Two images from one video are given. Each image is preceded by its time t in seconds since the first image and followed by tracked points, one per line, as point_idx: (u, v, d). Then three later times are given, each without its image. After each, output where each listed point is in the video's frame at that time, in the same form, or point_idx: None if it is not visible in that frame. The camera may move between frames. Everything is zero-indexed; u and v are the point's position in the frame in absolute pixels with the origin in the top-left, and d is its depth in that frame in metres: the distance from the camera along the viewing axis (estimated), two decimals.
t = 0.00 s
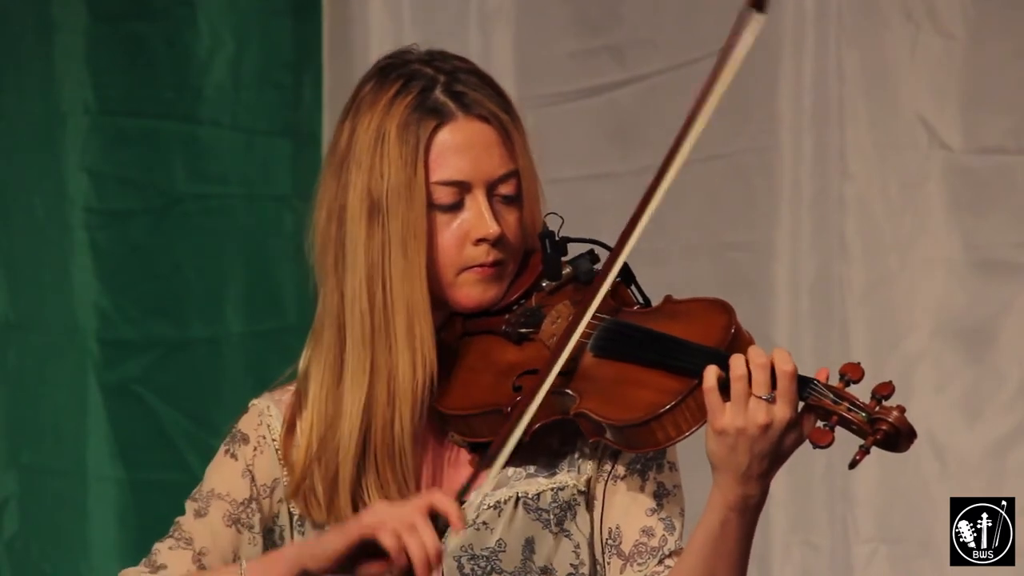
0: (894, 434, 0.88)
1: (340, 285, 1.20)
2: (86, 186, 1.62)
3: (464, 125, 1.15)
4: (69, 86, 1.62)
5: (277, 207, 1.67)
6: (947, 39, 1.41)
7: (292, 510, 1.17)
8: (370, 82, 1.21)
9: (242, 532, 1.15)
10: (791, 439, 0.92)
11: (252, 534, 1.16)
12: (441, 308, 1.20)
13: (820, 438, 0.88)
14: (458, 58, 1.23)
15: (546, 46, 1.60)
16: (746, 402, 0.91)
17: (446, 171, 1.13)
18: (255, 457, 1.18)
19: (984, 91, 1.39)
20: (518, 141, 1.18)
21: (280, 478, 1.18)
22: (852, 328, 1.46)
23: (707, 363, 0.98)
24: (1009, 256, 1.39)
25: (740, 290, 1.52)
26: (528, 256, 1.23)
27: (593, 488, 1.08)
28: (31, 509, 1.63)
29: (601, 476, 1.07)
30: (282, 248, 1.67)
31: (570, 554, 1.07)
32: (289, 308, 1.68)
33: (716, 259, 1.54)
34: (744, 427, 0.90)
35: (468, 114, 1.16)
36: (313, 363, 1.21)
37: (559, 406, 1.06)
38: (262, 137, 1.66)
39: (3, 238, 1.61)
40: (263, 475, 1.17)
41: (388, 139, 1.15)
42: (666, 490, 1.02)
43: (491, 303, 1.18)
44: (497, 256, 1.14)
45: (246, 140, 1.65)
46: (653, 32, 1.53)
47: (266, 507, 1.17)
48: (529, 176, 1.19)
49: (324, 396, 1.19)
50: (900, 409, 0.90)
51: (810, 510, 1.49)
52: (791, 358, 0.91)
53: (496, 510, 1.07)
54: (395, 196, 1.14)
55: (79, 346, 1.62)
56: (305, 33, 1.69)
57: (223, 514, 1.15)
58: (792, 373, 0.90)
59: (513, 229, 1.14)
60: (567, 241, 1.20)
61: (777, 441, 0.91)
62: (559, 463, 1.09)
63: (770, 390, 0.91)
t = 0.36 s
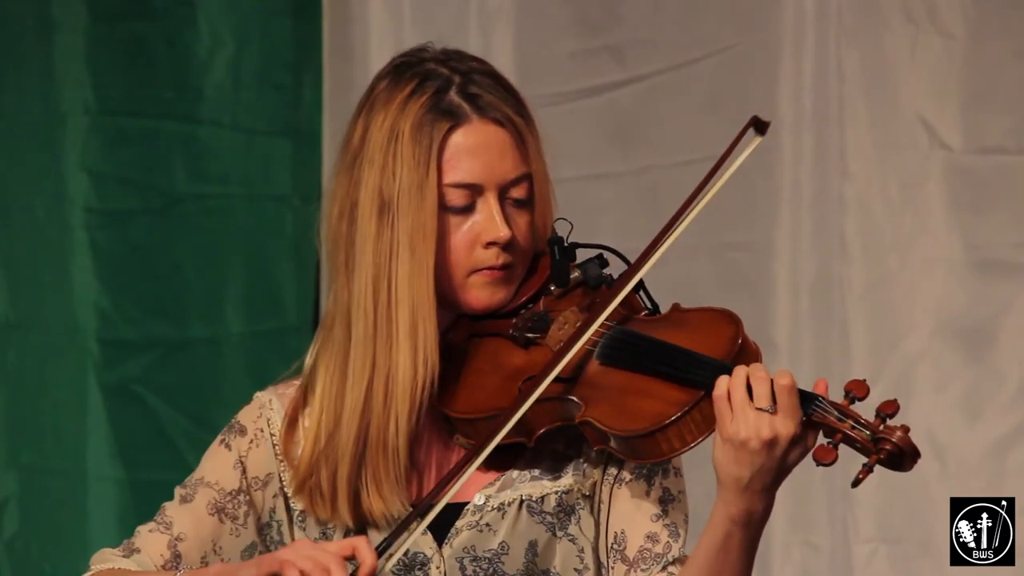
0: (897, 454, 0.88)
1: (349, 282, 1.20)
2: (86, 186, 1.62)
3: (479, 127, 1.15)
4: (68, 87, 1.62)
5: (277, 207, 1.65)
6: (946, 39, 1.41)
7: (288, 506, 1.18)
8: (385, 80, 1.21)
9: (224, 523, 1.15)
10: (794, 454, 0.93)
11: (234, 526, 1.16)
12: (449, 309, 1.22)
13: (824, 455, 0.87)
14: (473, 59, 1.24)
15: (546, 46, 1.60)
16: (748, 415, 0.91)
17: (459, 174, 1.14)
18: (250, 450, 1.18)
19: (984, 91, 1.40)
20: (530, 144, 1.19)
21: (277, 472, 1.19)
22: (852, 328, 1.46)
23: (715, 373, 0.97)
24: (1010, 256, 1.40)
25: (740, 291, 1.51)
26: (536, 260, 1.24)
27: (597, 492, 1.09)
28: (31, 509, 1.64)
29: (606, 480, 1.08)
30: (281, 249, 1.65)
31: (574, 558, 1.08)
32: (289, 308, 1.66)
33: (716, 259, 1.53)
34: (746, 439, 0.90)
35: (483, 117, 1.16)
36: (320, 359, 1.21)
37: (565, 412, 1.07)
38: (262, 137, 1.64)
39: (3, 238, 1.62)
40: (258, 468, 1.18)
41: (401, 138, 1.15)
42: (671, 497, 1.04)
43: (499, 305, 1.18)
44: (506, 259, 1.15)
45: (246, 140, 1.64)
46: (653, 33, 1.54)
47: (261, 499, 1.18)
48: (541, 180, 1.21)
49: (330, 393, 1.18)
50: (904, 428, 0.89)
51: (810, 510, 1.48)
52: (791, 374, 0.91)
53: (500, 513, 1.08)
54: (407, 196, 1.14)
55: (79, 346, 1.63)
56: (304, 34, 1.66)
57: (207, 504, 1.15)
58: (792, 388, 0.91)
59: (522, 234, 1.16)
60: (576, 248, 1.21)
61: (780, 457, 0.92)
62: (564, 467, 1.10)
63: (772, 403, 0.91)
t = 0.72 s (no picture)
0: (909, 438, 0.87)
1: (355, 279, 1.20)
2: (86, 185, 1.63)
3: (484, 124, 1.15)
4: (68, 88, 1.63)
5: (277, 207, 1.63)
6: (947, 39, 1.42)
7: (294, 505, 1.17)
8: (391, 78, 1.22)
9: (240, 527, 1.14)
10: (806, 442, 0.93)
11: (251, 529, 1.14)
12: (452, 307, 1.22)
13: (833, 441, 0.88)
14: (479, 57, 1.24)
15: (546, 46, 1.59)
16: (759, 408, 0.91)
17: (464, 170, 1.14)
18: (258, 451, 1.17)
19: (984, 91, 1.40)
20: (536, 141, 1.19)
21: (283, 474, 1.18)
22: (852, 328, 1.46)
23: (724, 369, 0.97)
24: (1009, 256, 1.40)
25: (740, 291, 1.50)
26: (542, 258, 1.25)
27: (601, 490, 1.08)
28: (31, 509, 1.64)
29: (609, 478, 1.08)
30: (281, 249, 1.63)
31: (576, 554, 1.08)
32: (289, 308, 1.64)
33: (714, 258, 1.52)
34: (758, 433, 0.91)
35: (489, 114, 1.16)
36: (325, 356, 1.21)
37: (570, 405, 1.07)
38: (262, 137, 1.63)
39: (3, 238, 1.64)
40: (264, 470, 1.17)
41: (407, 135, 1.16)
42: (675, 494, 1.03)
43: (501, 305, 1.19)
44: (511, 256, 1.15)
45: (246, 140, 1.63)
46: (653, 33, 1.54)
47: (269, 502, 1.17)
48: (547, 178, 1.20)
49: (337, 388, 1.19)
50: (915, 412, 0.88)
51: (810, 510, 1.48)
52: (803, 363, 0.90)
53: (502, 509, 1.08)
54: (412, 193, 1.15)
55: (79, 346, 1.63)
56: (305, 34, 1.64)
57: (223, 508, 1.14)
58: (806, 377, 0.90)
59: (528, 230, 1.16)
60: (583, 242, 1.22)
61: (793, 445, 0.92)
62: (568, 464, 1.10)
63: (783, 396, 0.91)
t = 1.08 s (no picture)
0: (935, 404, 0.87)
1: (375, 273, 1.19)
2: (86, 185, 1.63)
3: (505, 116, 1.14)
4: (68, 88, 1.64)
5: (277, 207, 1.63)
6: (947, 39, 1.42)
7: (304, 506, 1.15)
8: (414, 71, 1.20)
9: (248, 539, 1.15)
10: (837, 413, 0.92)
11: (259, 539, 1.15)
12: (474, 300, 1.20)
13: (858, 406, 0.87)
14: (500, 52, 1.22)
15: (546, 46, 1.59)
16: (791, 383, 0.90)
17: (484, 160, 1.13)
18: (267, 458, 1.17)
19: (984, 91, 1.40)
20: (557, 134, 1.18)
21: (292, 477, 1.16)
22: (852, 329, 1.46)
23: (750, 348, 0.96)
24: (1009, 256, 1.40)
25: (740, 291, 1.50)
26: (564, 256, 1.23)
27: (614, 487, 1.06)
28: (31, 509, 1.64)
29: (625, 476, 1.06)
30: (281, 249, 1.63)
31: (584, 547, 1.05)
32: (289, 308, 1.63)
33: (715, 259, 1.52)
34: (792, 409, 0.90)
35: (510, 105, 1.15)
36: (344, 347, 1.20)
37: (588, 386, 1.06)
38: (262, 137, 1.63)
39: (4, 238, 1.65)
40: (273, 474, 1.16)
41: (429, 127, 1.15)
42: (692, 494, 1.01)
43: (521, 297, 1.17)
44: (531, 247, 1.14)
45: (246, 140, 1.63)
46: (653, 33, 1.54)
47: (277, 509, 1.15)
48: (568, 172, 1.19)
49: (356, 378, 1.17)
50: (943, 380, 0.88)
51: (809, 510, 1.48)
52: (832, 333, 0.90)
53: (512, 499, 1.06)
54: (434, 183, 1.13)
55: (79, 346, 1.63)
56: (305, 33, 1.64)
57: (228, 521, 1.15)
58: (835, 348, 0.89)
59: (548, 223, 1.15)
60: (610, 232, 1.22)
61: (825, 418, 0.91)
62: (580, 457, 1.07)
63: (814, 369, 0.90)
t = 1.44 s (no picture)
0: (958, 375, 0.84)
1: (400, 260, 1.20)
2: (86, 186, 1.63)
3: (535, 108, 1.15)
4: (68, 87, 1.64)
5: (277, 207, 1.63)
6: (947, 39, 1.42)
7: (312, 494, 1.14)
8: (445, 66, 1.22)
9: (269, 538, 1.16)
10: (859, 389, 0.91)
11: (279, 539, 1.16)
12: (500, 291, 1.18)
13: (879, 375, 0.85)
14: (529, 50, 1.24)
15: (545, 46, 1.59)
16: (814, 354, 0.89)
17: (514, 148, 1.14)
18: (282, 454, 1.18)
19: (984, 92, 1.40)
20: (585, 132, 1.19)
21: (303, 472, 1.15)
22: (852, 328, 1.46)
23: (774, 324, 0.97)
24: (1009, 256, 1.40)
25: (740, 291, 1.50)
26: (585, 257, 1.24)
27: (624, 487, 1.05)
28: (31, 509, 1.64)
29: (636, 475, 1.04)
30: (281, 249, 1.63)
31: (589, 539, 1.03)
32: (289, 307, 1.63)
33: (715, 260, 1.51)
34: (815, 381, 0.89)
35: (539, 97, 1.17)
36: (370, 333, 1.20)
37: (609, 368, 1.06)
38: (262, 137, 1.63)
39: (5, 239, 1.65)
40: (288, 470, 1.16)
41: (460, 116, 1.16)
42: (702, 496, 1.01)
43: (544, 288, 1.18)
44: (555, 236, 1.15)
45: (246, 139, 1.63)
46: (653, 33, 1.54)
47: (291, 504, 1.15)
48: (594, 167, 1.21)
49: (380, 364, 1.17)
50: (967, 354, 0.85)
51: (809, 510, 1.48)
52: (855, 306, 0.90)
53: (522, 487, 1.05)
54: (463, 171, 1.14)
55: (79, 346, 1.63)
56: (305, 33, 1.63)
57: (247, 523, 1.16)
58: (858, 320, 0.89)
59: (572, 213, 1.17)
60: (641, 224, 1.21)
61: (847, 393, 0.90)
62: (591, 454, 1.06)
63: (837, 341, 0.89)
